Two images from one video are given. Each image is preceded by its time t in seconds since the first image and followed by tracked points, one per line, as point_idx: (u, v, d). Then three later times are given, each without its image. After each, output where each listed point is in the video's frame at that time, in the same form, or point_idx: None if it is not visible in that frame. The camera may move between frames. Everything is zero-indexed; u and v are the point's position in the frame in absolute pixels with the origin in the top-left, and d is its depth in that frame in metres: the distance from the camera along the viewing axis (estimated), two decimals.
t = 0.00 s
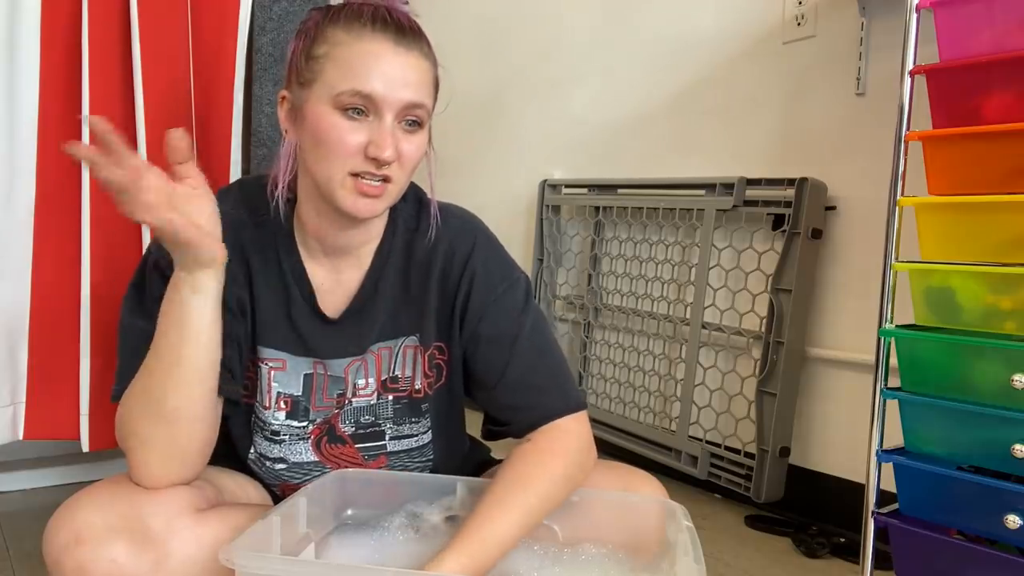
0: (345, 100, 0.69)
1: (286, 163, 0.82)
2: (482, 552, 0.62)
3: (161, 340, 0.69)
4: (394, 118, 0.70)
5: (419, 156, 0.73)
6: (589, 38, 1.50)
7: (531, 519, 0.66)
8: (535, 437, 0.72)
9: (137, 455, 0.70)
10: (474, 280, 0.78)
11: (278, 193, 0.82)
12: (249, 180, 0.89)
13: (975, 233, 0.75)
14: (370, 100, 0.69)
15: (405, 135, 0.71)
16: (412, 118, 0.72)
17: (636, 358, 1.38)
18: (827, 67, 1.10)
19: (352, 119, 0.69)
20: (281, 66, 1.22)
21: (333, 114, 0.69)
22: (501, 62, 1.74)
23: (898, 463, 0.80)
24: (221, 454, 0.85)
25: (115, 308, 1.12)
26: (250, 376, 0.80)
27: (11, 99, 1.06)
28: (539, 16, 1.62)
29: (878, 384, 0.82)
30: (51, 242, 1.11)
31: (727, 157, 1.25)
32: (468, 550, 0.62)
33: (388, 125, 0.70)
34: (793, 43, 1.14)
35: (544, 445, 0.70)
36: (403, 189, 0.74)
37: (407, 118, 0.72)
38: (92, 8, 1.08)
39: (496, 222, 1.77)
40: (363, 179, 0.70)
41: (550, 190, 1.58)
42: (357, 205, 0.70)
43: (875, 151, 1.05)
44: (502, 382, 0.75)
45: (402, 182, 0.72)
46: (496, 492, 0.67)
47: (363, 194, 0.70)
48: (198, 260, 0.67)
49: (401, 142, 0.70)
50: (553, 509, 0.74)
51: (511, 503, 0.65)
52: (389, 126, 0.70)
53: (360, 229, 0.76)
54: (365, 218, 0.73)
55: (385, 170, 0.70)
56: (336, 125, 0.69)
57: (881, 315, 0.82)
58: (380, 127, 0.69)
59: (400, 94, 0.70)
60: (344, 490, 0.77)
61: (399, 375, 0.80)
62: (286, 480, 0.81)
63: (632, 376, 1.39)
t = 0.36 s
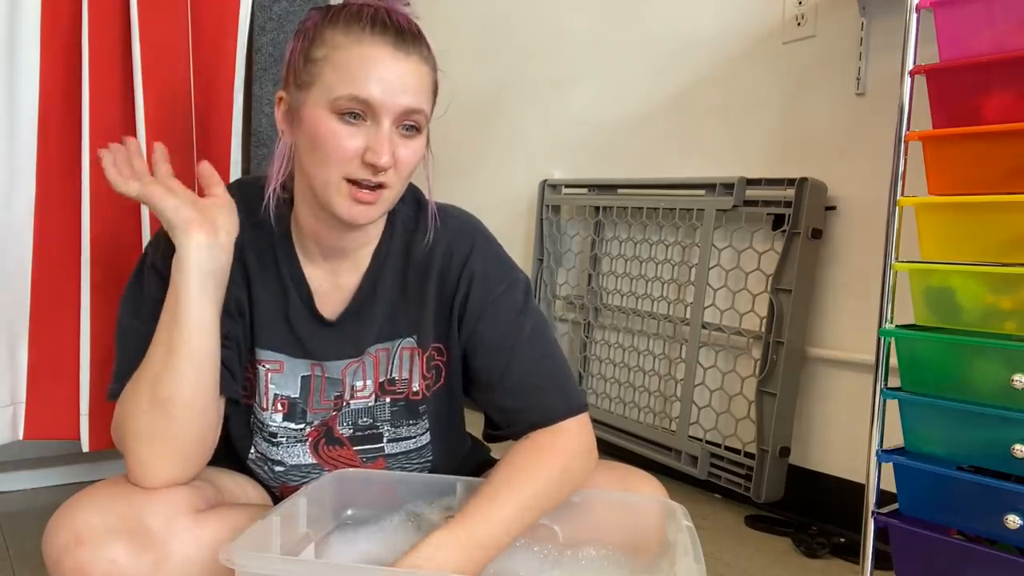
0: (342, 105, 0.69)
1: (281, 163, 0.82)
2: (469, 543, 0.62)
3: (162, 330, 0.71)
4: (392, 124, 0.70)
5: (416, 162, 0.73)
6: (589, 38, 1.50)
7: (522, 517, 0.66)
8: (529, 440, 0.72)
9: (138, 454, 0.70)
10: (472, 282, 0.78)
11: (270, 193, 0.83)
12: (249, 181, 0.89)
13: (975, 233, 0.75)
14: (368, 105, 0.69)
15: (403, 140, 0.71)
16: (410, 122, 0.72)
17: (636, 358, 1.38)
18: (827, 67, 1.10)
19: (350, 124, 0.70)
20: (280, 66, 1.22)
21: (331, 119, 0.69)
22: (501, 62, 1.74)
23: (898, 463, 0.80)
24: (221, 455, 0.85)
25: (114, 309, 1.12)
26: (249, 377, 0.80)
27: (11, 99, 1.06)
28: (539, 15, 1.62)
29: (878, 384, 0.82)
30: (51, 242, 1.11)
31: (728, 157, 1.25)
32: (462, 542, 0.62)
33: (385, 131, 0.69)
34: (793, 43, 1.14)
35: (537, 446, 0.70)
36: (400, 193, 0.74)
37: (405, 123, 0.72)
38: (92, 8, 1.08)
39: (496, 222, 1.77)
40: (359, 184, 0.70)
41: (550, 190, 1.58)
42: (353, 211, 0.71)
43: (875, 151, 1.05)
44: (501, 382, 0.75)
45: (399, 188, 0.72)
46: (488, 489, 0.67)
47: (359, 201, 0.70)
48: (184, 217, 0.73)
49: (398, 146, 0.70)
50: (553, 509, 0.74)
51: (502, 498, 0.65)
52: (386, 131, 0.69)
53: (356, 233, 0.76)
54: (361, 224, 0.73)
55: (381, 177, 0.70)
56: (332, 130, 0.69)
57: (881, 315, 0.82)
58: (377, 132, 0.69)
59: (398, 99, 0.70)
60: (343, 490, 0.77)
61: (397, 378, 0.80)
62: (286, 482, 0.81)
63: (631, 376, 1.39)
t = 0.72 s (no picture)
0: (346, 109, 0.69)
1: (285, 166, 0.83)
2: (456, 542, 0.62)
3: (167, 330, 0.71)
4: (395, 128, 0.70)
5: (418, 166, 0.73)
6: (589, 37, 1.50)
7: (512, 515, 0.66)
8: (526, 439, 0.71)
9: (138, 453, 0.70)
10: (477, 288, 0.78)
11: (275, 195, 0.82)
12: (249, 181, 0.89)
13: (975, 233, 0.75)
14: (372, 109, 0.69)
15: (406, 144, 0.71)
16: (413, 126, 0.72)
17: (636, 358, 1.38)
18: (827, 67, 1.10)
19: (353, 128, 0.70)
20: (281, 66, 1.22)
21: (335, 123, 0.69)
22: (501, 61, 1.74)
23: (897, 463, 0.80)
24: (221, 455, 0.85)
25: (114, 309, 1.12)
26: (250, 378, 0.80)
27: (11, 99, 1.06)
28: (539, 15, 1.62)
29: (878, 385, 0.82)
30: (51, 242, 1.11)
31: (728, 156, 1.25)
32: (456, 541, 0.62)
33: (389, 135, 0.69)
34: (793, 43, 1.14)
35: (534, 446, 0.70)
36: (402, 196, 0.74)
37: (408, 127, 0.72)
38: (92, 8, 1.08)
39: (496, 222, 1.77)
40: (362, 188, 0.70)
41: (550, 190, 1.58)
42: (356, 214, 0.71)
43: (875, 151, 1.05)
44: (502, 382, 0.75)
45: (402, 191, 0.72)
46: (487, 484, 0.67)
47: (362, 203, 0.70)
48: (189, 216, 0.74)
49: (402, 150, 0.70)
50: (553, 508, 0.74)
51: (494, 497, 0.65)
52: (390, 136, 0.69)
53: (358, 234, 0.76)
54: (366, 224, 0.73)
55: (385, 181, 0.70)
56: (336, 135, 0.69)
57: (881, 315, 0.82)
58: (380, 137, 0.69)
59: (401, 103, 0.70)
60: (343, 490, 0.77)
61: (400, 381, 0.80)
62: (286, 483, 0.81)
63: (632, 377, 1.39)
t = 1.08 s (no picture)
0: (349, 106, 0.69)
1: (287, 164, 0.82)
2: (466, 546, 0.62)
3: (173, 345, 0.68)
4: (398, 125, 0.70)
5: (421, 163, 0.73)
6: (589, 38, 1.50)
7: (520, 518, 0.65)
8: (528, 436, 0.72)
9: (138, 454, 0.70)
10: (476, 279, 0.79)
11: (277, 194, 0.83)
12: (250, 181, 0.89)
13: (976, 233, 0.75)
14: (374, 106, 0.69)
15: (407, 141, 0.71)
16: (415, 123, 0.72)
17: (636, 358, 1.38)
18: (827, 67, 1.10)
19: (355, 125, 0.69)
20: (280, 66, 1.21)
21: (337, 120, 0.69)
22: (501, 62, 1.74)
23: (898, 463, 0.80)
24: (220, 455, 0.85)
25: (114, 309, 1.12)
26: (251, 377, 0.80)
27: (11, 99, 1.06)
28: (539, 16, 1.62)
29: (878, 384, 0.82)
30: (52, 242, 1.11)
31: (728, 156, 1.25)
32: (461, 543, 0.62)
33: (391, 132, 0.69)
34: (793, 43, 1.14)
35: (536, 444, 0.70)
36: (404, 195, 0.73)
37: (411, 124, 0.72)
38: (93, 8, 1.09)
39: (496, 222, 1.77)
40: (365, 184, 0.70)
41: (550, 190, 1.58)
42: (360, 210, 0.71)
43: (875, 152, 1.05)
44: (501, 381, 0.75)
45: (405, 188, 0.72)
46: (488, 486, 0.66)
47: (365, 200, 0.70)
48: (184, 259, 0.65)
49: (404, 147, 0.70)
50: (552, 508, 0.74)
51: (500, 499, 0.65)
52: (393, 132, 0.70)
53: (360, 231, 0.76)
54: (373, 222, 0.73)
55: (387, 178, 0.70)
56: (337, 131, 0.69)
57: (881, 315, 0.82)
58: (383, 134, 0.69)
59: (404, 100, 0.70)
60: (344, 490, 0.77)
61: (401, 376, 0.79)
62: (287, 481, 0.81)
63: (632, 376, 1.39)
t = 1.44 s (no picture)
0: (319, 93, 0.70)
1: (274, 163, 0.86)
2: (478, 552, 0.61)
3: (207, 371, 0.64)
4: (367, 107, 0.70)
5: (402, 151, 0.72)
6: (589, 38, 1.50)
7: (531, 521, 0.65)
8: (530, 435, 0.72)
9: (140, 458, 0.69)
10: (477, 277, 0.79)
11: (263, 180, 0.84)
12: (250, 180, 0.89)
13: (975, 233, 0.75)
14: (341, 90, 0.69)
15: (379, 125, 0.70)
16: (389, 108, 0.71)
17: (636, 358, 1.38)
18: (827, 68, 1.10)
19: (325, 110, 0.70)
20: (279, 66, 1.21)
21: (308, 108, 0.70)
22: (501, 62, 1.74)
23: (898, 463, 0.80)
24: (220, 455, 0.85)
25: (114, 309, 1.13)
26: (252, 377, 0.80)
27: (11, 99, 1.06)
28: (539, 16, 1.62)
29: (878, 384, 0.82)
30: (52, 242, 1.11)
31: (728, 156, 1.25)
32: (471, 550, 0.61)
33: (359, 114, 0.69)
34: (793, 43, 1.14)
35: (540, 443, 0.70)
36: (388, 187, 0.72)
37: (384, 108, 0.71)
38: (93, 8, 1.09)
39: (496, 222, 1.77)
40: (340, 172, 0.69)
41: (550, 190, 1.58)
42: (337, 201, 0.70)
43: (875, 152, 1.05)
44: (500, 380, 0.75)
45: (382, 173, 0.71)
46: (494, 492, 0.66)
47: (341, 187, 0.69)
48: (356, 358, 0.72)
49: (374, 131, 0.70)
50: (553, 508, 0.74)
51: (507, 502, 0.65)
52: (359, 114, 0.69)
53: (355, 229, 0.75)
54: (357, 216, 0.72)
55: (358, 162, 0.69)
56: (308, 118, 0.70)
57: (881, 315, 0.82)
58: (351, 116, 0.69)
59: (372, 82, 0.70)
60: (344, 490, 0.77)
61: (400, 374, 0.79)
62: (288, 480, 0.81)
63: (632, 376, 1.39)
